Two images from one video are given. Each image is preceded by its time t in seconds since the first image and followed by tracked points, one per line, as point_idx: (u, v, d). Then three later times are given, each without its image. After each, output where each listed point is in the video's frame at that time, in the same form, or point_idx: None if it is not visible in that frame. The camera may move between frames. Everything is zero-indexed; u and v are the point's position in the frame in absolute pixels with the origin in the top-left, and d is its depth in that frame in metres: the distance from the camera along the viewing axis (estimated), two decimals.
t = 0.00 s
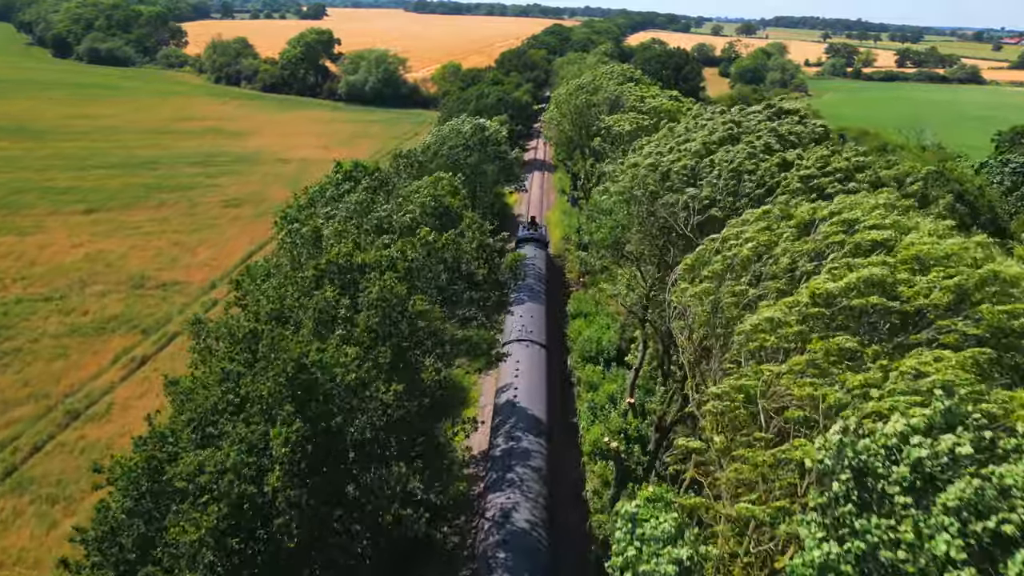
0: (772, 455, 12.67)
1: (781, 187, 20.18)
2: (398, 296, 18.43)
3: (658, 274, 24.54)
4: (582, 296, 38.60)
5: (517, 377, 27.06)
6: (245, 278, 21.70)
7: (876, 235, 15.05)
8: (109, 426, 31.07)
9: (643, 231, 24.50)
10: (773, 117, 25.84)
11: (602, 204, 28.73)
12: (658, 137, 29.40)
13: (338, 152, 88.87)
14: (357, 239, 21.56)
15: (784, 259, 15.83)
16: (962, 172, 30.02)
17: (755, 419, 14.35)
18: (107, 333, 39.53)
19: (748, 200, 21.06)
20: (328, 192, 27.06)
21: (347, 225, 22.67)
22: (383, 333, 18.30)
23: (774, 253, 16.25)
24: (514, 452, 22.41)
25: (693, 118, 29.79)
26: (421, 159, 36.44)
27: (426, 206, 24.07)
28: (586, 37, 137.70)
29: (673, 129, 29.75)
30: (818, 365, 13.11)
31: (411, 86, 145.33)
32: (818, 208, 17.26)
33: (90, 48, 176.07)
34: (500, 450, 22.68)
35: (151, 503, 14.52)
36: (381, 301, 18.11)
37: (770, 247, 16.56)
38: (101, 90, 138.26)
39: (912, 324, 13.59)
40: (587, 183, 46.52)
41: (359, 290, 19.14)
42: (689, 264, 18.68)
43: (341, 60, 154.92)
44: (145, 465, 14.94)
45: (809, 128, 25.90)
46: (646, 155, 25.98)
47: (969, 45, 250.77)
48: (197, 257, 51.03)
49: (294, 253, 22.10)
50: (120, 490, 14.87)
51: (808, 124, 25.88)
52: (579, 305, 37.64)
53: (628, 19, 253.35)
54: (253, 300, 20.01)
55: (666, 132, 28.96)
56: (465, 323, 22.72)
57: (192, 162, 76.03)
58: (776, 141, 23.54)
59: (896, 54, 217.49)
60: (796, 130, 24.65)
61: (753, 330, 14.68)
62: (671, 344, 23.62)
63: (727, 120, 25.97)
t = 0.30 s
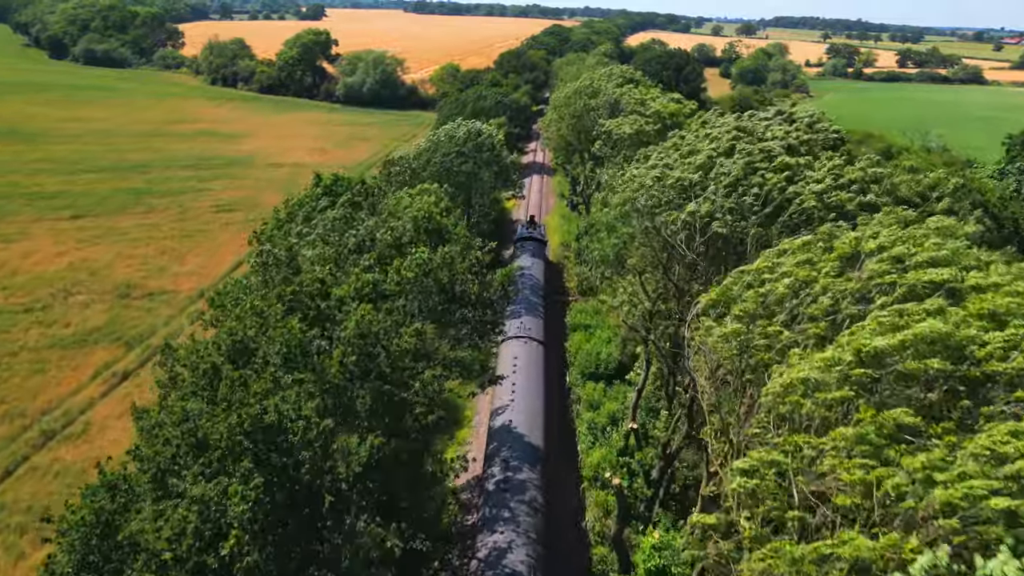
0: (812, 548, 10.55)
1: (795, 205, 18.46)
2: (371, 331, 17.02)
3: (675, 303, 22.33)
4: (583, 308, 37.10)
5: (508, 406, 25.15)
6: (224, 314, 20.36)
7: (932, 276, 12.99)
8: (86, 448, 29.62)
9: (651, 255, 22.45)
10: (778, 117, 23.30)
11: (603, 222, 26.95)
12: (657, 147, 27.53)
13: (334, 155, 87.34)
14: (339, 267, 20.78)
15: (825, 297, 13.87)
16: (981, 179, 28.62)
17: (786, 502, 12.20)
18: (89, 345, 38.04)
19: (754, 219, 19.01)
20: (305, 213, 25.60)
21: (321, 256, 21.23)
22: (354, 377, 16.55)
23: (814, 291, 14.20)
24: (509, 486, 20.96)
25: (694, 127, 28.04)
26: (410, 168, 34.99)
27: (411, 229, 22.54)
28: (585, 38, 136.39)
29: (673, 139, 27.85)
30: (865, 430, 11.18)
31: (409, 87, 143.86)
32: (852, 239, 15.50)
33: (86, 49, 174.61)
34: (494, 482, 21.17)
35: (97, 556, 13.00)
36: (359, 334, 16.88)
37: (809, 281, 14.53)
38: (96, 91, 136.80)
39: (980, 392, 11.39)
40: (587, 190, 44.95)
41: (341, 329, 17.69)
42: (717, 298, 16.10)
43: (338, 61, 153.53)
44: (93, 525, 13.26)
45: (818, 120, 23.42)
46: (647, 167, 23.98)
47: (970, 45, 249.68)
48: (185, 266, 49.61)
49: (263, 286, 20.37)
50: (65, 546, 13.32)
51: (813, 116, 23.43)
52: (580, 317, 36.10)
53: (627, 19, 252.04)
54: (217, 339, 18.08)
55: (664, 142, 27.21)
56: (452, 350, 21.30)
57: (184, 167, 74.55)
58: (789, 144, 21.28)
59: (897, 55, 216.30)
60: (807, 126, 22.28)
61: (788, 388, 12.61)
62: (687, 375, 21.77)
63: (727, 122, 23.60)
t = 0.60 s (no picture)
0: None
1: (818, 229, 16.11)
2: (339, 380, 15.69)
3: (689, 332, 19.86)
4: (583, 321, 35.65)
5: (505, 439, 23.40)
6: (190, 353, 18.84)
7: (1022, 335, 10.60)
8: (60, 469, 28.24)
9: (657, 277, 20.49)
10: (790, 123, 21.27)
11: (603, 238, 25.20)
12: (657, 161, 25.81)
13: (330, 157, 85.93)
14: (314, 300, 19.81)
15: (882, 355, 11.56)
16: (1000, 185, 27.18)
17: None
18: (69, 359, 36.63)
19: (768, 238, 16.84)
20: (281, 233, 24.05)
21: (291, 289, 19.93)
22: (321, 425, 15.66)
23: (869, 345, 11.84)
24: (501, 523, 19.56)
25: (697, 138, 26.41)
26: (401, 177, 33.54)
27: (395, 252, 21.07)
28: (585, 38, 135.05)
29: (673, 152, 26.20)
30: (935, 534, 8.70)
31: (407, 88, 142.41)
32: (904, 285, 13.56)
33: (82, 50, 173.22)
34: (489, 519, 19.75)
35: None
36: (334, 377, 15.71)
37: (864, 332, 12.17)
38: (91, 92, 135.43)
39: None
40: (587, 195, 43.55)
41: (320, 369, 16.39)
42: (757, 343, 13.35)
43: (336, 62, 152.12)
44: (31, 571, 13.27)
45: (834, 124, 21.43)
46: (648, 182, 22.21)
47: (970, 46, 248.50)
48: (173, 274, 48.19)
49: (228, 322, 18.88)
50: None
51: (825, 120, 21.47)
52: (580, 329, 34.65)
53: (627, 19, 250.66)
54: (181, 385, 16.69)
55: (663, 158, 25.57)
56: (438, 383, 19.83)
57: (176, 170, 73.14)
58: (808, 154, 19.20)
59: (898, 55, 215.28)
60: (825, 135, 20.10)
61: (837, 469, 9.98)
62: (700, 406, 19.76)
63: (731, 134, 21.77)
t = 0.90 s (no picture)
0: None
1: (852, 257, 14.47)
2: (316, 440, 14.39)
3: (697, 356, 18.00)
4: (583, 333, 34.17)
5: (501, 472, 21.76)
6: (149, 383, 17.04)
7: None
8: (32, 494, 26.78)
9: (663, 300, 18.36)
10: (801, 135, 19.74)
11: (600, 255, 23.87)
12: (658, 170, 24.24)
13: (326, 160, 84.37)
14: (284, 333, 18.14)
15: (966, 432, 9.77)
16: None
17: None
18: (48, 373, 35.19)
19: (783, 259, 15.30)
20: (256, 248, 22.36)
21: (262, 315, 18.38)
22: (284, 503, 13.87)
23: (944, 419, 10.04)
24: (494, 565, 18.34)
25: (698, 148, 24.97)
26: (392, 187, 32.14)
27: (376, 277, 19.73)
28: (585, 39, 133.82)
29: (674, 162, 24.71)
30: None
31: (405, 89, 141.05)
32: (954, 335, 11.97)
33: (79, 50, 171.87)
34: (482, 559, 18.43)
35: None
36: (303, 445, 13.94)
37: (937, 400, 10.40)
38: (86, 94, 134.03)
39: None
40: (587, 201, 42.07)
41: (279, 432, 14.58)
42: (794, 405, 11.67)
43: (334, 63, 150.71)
44: None
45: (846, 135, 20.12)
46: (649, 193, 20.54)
47: (971, 45, 247.48)
48: (160, 283, 46.68)
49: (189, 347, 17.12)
50: None
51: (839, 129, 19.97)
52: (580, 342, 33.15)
53: (628, 20, 249.36)
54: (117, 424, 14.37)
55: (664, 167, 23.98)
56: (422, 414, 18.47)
57: (168, 174, 71.61)
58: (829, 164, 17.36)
59: (900, 54, 213.85)
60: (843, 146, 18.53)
61: None
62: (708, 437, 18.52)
63: (738, 145, 20.24)
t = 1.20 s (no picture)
0: None
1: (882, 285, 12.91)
2: (254, 514, 13.13)
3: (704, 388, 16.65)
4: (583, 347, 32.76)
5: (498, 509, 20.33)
6: (99, 426, 15.52)
7: None
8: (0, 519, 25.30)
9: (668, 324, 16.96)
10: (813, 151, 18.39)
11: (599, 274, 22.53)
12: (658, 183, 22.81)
13: (322, 162, 82.93)
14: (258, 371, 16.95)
15: None
16: None
17: None
18: (25, 387, 33.72)
19: (806, 287, 13.92)
20: (227, 268, 20.95)
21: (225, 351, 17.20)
22: None
23: None
24: None
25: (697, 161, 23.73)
26: (383, 196, 30.71)
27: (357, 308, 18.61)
28: (586, 39, 132.45)
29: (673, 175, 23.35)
30: None
31: (404, 90, 139.63)
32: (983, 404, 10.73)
33: (75, 50, 170.37)
34: None
35: None
36: (236, 525, 12.72)
37: None
38: (81, 94, 132.59)
39: None
40: (587, 207, 40.51)
41: (213, 505, 13.30)
42: (841, 496, 10.37)
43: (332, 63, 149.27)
44: None
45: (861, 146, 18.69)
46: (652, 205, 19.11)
47: (972, 45, 246.27)
48: (146, 291, 45.22)
49: (144, 387, 15.92)
50: None
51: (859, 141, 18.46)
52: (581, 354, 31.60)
53: (628, 19, 248.00)
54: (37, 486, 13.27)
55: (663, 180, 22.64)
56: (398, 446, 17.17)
57: (160, 177, 70.17)
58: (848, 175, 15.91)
59: (902, 54, 212.64)
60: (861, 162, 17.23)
61: None
62: (721, 467, 17.40)
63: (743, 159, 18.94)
